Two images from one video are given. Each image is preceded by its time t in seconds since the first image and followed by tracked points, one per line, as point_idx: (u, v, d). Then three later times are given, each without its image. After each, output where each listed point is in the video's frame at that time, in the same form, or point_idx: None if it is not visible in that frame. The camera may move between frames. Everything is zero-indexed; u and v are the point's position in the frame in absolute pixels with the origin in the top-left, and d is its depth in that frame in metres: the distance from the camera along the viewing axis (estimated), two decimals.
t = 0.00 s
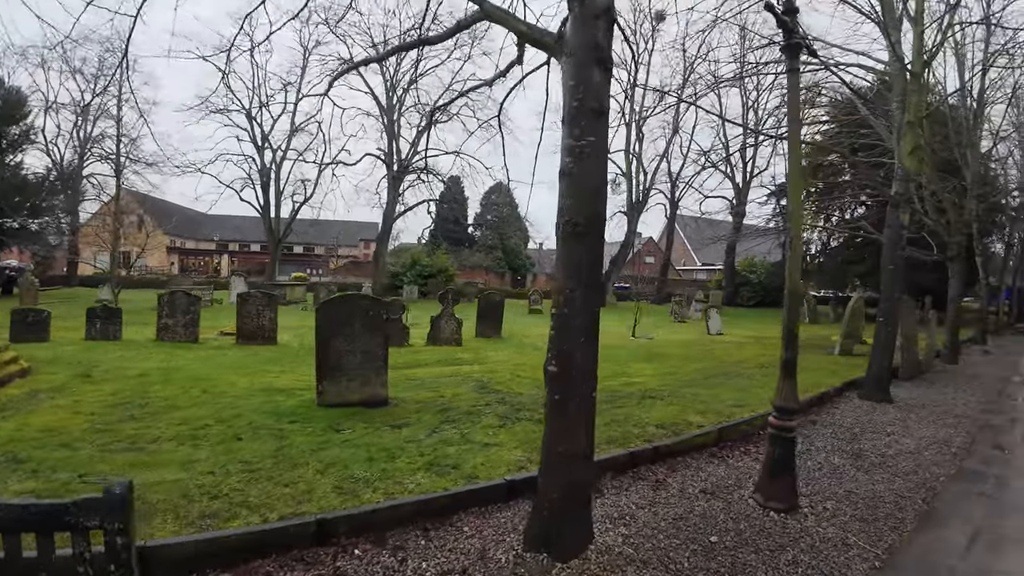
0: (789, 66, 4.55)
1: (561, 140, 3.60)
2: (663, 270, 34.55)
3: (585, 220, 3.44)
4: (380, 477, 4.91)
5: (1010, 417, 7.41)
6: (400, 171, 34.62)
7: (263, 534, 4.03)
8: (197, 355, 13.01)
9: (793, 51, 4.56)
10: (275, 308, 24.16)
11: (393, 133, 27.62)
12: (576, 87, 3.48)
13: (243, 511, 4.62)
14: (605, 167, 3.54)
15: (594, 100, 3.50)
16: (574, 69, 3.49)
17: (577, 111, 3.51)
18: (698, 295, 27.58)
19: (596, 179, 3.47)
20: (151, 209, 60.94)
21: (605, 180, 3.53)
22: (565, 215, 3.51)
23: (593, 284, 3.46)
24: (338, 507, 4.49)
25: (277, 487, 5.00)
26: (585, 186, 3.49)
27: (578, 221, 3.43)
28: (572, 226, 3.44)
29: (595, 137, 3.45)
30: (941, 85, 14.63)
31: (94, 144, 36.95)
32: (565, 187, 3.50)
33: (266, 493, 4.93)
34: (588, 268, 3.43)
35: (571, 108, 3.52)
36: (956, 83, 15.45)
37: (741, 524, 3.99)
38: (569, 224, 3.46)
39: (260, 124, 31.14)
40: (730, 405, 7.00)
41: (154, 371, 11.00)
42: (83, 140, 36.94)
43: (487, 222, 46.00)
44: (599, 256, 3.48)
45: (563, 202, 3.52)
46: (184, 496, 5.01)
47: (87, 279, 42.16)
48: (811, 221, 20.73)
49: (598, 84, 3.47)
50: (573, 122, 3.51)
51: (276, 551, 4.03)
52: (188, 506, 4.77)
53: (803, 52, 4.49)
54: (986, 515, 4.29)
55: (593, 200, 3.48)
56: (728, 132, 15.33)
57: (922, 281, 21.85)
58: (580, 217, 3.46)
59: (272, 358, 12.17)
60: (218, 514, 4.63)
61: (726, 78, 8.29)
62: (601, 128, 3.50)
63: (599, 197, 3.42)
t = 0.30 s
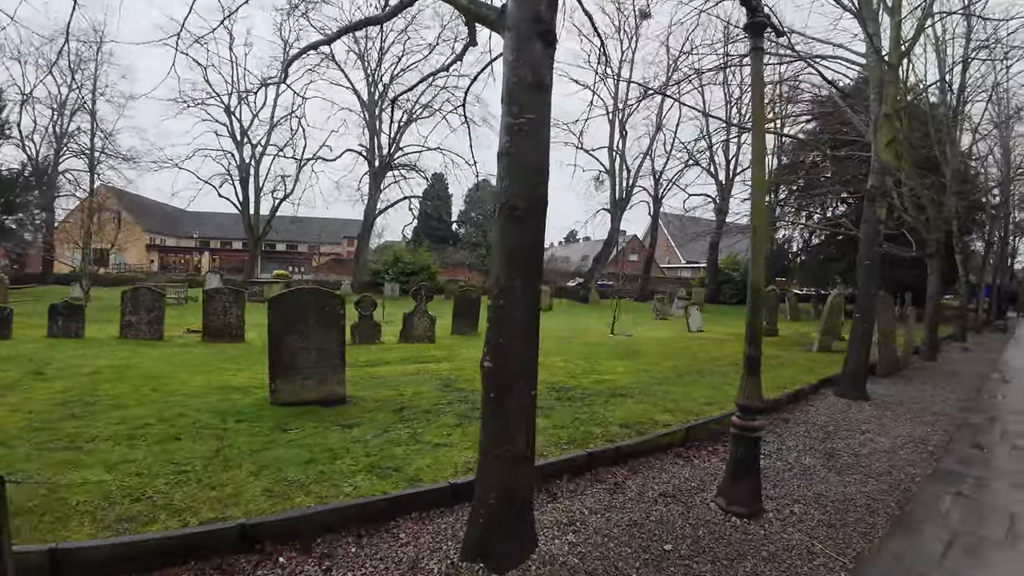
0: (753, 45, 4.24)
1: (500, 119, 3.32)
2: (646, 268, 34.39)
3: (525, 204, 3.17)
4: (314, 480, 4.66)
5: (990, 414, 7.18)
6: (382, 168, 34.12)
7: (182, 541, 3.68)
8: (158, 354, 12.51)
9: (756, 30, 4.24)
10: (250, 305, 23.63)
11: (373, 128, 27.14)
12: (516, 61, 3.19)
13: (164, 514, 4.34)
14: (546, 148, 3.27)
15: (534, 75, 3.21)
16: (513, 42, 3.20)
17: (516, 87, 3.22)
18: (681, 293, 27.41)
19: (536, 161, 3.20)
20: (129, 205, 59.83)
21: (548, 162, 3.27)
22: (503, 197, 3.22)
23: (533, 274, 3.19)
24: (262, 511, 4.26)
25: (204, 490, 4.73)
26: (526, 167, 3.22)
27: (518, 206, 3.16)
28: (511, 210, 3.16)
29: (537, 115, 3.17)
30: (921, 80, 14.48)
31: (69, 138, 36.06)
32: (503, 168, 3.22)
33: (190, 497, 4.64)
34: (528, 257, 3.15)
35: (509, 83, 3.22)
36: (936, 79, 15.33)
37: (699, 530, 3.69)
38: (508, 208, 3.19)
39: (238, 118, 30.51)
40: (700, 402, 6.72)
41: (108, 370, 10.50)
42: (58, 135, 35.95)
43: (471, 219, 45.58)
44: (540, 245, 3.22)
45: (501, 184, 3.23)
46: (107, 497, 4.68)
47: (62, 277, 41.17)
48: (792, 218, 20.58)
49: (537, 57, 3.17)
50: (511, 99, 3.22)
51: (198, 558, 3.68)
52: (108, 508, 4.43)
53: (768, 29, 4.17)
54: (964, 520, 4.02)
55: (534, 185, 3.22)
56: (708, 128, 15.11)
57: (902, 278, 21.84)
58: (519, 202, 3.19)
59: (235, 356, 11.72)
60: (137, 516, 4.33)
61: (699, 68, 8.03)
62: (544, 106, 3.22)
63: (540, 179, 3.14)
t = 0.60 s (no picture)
0: (716, 30, 3.92)
1: (429, 108, 3.03)
2: (632, 267, 34.18)
3: (451, 202, 2.88)
4: (245, 496, 4.48)
5: (972, 419, 6.94)
6: (365, 166, 33.66)
7: (87, 561, 3.39)
8: (121, 357, 12.06)
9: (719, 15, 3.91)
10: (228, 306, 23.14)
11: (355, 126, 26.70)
12: (444, 45, 2.90)
13: (85, 530, 4.01)
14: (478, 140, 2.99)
15: (463, 61, 2.93)
16: (441, 24, 2.91)
17: (444, 74, 2.93)
18: (666, 292, 27.20)
19: (465, 154, 2.92)
20: (111, 205, 58.91)
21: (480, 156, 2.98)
22: (430, 194, 2.94)
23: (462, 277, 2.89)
24: (186, 530, 4.00)
25: (127, 506, 4.42)
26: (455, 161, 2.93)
27: (443, 203, 2.87)
28: (435, 208, 2.87)
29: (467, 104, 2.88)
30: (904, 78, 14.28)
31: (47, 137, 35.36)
32: (429, 162, 2.93)
33: (113, 513, 4.29)
34: (455, 260, 2.85)
35: (437, 68, 2.94)
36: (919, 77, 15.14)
37: (654, 553, 3.38)
38: (435, 206, 2.90)
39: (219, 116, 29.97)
40: (672, 407, 6.44)
41: (64, 375, 10.05)
42: (34, 132, 35.27)
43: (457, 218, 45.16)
44: (470, 246, 2.92)
45: (427, 180, 2.95)
46: (29, 511, 4.35)
47: (41, 278, 40.42)
48: (776, 216, 20.40)
49: (468, 41, 2.89)
50: (440, 87, 2.94)
51: None
52: (26, 523, 4.09)
53: (731, 14, 3.84)
54: (943, 538, 3.72)
55: (464, 180, 2.92)
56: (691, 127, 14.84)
57: (886, 277, 21.74)
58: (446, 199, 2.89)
59: (200, 360, 11.30)
60: (55, 532, 4.00)
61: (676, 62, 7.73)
62: (475, 94, 2.94)
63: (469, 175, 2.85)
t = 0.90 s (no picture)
0: (672, 10, 3.64)
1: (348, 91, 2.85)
2: (620, 268, 33.95)
3: (365, 191, 2.70)
4: (170, 505, 4.19)
5: (954, 420, 6.70)
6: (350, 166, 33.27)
7: None
8: (85, 360, 11.68)
9: None
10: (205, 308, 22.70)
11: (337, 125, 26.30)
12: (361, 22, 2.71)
13: None
14: (401, 126, 2.81)
15: (381, 40, 2.74)
16: None
17: (361, 54, 2.75)
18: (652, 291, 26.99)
19: (382, 139, 2.73)
20: (95, 204, 58.08)
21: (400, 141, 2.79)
22: (344, 182, 2.75)
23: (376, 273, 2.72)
24: (106, 538, 3.68)
25: (51, 511, 4.09)
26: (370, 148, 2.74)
27: (356, 191, 2.69)
28: (349, 197, 2.70)
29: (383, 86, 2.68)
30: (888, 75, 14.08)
31: (26, 136, 34.78)
32: (344, 147, 2.75)
33: (35, 518, 3.96)
34: (367, 253, 2.68)
35: (354, 49, 2.76)
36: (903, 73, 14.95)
37: (599, 570, 3.09)
38: (348, 193, 2.72)
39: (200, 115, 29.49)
40: (642, 410, 6.17)
41: (19, 378, 9.67)
42: (13, 131, 34.64)
43: (444, 219, 44.80)
44: (386, 238, 2.75)
45: (341, 167, 2.77)
46: None
47: (20, 280, 39.68)
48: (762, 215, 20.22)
49: (386, 19, 2.70)
50: (356, 68, 2.75)
51: None
52: None
53: None
54: (919, 553, 3.43)
55: (381, 169, 2.74)
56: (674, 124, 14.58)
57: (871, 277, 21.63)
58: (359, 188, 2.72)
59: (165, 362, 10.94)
60: None
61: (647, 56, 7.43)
62: (394, 75, 2.74)
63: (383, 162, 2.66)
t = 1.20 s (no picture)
0: None
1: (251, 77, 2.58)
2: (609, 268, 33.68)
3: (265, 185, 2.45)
4: (91, 521, 3.90)
5: (939, 424, 6.42)
6: (335, 167, 32.84)
7: None
8: (47, 365, 11.27)
9: None
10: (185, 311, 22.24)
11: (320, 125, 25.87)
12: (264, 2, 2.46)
13: None
14: (308, 116, 2.55)
15: (285, 21, 2.48)
16: None
17: (264, 37, 2.49)
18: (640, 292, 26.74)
19: (283, 129, 2.47)
20: (80, 205, 57.27)
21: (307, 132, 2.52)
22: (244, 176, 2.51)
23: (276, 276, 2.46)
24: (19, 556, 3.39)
25: None
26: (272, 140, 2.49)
27: (254, 186, 2.45)
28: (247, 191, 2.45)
29: (283, 70, 2.41)
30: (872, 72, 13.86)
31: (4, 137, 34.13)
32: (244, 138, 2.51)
33: None
34: (264, 253, 2.43)
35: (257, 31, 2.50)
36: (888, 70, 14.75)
37: None
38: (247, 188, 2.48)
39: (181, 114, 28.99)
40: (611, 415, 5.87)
41: None
42: None
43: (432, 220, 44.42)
44: (289, 238, 2.49)
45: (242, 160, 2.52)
46: None
47: None
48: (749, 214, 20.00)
49: None
50: (259, 52, 2.50)
51: None
52: None
53: None
54: None
55: (284, 163, 2.49)
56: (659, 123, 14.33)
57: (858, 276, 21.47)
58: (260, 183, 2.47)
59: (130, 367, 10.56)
60: None
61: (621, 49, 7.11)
62: (298, 58, 2.47)
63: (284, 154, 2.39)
